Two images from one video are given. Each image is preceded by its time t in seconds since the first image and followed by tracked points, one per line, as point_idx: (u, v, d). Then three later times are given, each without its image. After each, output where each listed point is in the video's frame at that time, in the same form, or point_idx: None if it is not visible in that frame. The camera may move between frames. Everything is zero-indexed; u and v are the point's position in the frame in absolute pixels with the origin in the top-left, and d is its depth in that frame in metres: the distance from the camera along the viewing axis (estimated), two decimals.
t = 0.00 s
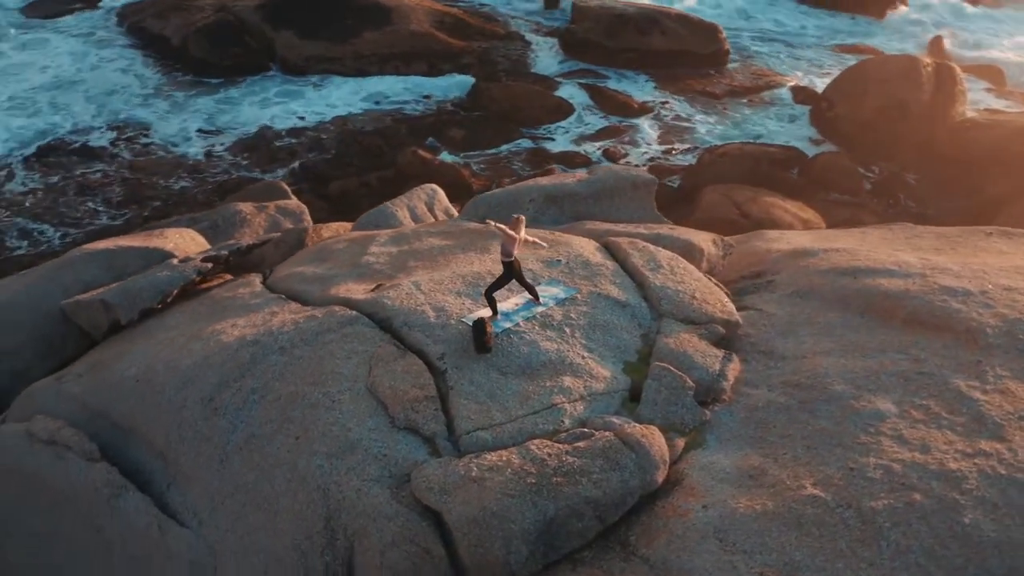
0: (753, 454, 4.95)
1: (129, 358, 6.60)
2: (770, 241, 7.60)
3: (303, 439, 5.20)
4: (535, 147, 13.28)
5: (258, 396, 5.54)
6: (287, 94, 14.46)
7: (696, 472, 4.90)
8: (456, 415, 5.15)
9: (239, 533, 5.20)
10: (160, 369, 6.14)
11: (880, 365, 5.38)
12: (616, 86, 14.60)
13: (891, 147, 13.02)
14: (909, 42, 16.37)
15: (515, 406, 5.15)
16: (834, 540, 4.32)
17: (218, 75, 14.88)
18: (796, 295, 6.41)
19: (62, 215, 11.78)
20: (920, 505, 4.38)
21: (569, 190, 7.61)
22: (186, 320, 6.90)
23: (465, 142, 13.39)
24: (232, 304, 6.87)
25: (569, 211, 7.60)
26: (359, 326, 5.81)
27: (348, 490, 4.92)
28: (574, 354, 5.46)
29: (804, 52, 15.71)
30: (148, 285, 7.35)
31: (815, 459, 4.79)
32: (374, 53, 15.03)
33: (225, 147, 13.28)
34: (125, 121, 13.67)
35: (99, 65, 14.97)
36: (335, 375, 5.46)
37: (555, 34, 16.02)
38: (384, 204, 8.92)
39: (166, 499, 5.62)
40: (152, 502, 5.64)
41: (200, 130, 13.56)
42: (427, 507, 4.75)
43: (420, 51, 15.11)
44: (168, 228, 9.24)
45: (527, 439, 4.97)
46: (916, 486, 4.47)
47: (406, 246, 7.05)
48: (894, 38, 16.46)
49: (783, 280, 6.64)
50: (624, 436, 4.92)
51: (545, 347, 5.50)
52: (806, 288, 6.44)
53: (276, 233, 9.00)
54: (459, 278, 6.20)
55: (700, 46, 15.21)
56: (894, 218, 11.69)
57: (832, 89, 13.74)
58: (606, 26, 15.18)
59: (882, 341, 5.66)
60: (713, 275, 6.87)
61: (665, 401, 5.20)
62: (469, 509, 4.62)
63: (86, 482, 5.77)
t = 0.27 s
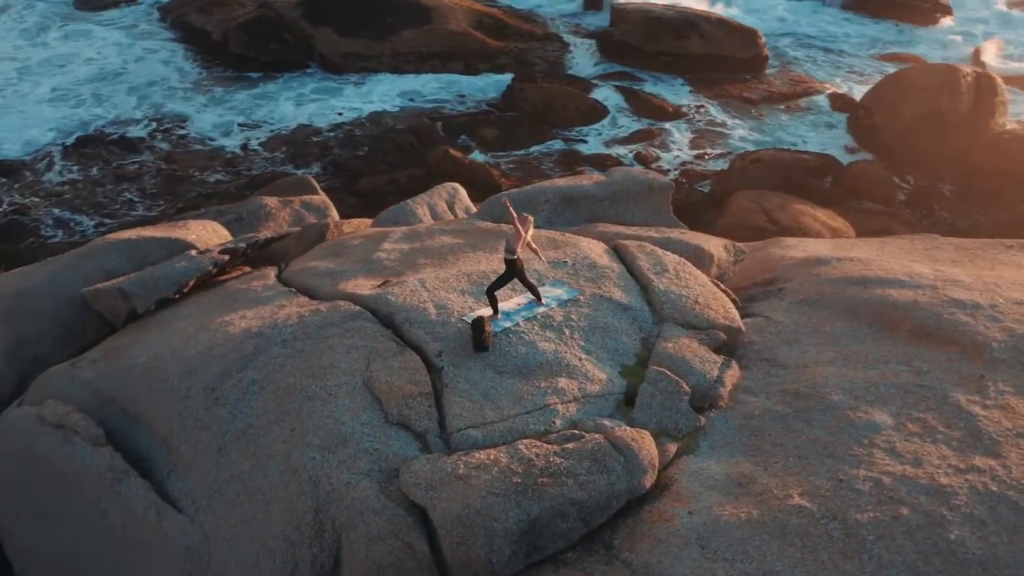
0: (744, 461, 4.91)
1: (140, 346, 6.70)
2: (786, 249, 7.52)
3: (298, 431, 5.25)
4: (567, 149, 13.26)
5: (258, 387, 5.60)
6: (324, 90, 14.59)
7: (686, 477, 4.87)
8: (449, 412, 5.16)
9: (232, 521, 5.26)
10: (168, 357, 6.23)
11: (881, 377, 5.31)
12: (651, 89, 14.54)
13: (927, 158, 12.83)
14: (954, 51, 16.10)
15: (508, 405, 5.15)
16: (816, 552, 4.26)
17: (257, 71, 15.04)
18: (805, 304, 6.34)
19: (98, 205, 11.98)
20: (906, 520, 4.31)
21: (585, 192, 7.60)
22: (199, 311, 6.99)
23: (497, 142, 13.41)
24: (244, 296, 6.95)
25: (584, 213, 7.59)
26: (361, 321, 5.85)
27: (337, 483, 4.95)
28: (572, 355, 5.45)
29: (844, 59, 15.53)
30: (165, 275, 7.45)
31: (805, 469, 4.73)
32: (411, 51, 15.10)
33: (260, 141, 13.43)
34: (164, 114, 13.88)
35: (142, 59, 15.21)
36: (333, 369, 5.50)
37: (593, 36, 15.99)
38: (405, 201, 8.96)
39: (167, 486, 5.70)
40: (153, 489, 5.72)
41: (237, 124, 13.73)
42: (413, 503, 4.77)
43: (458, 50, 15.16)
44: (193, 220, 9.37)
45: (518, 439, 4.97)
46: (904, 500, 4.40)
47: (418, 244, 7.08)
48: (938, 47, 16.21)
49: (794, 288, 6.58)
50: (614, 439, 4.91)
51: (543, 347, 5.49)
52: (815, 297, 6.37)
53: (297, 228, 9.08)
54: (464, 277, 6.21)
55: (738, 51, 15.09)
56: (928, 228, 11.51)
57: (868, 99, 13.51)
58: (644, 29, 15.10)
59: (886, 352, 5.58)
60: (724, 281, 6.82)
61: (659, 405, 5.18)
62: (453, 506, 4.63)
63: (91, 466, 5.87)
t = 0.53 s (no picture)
0: (733, 470, 4.86)
1: (155, 332, 6.82)
2: (806, 258, 7.44)
3: (293, 422, 5.31)
4: (604, 152, 13.22)
5: (259, 377, 5.67)
6: (367, 87, 14.71)
7: (673, 484, 4.84)
8: (441, 409, 5.19)
9: (227, 508, 5.34)
10: (178, 345, 6.33)
11: (880, 390, 5.23)
12: (693, 94, 14.44)
13: (971, 170, 12.52)
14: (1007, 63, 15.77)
15: (500, 404, 5.16)
16: (795, 565, 4.21)
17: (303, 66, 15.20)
18: (815, 313, 6.26)
19: (139, 195, 12.22)
20: (888, 536, 4.24)
21: (604, 195, 7.58)
22: (216, 300, 7.10)
23: (535, 143, 13.42)
24: (259, 287, 7.04)
25: (602, 215, 7.57)
26: (365, 316, 5.89)
27: (326, 474, 5.00)
28: (569, 357, 5.44)
29: (893, 68, 15.29)
30: (186, 264, 7.57)
31: (793, 480, 4.68)
32: (455, 51, 15.17)
33: (301, 135, 13.58)
34: (209, 106, 14.09)
35: (192, 52, 15.46)
36: (333, 362, 5.55)
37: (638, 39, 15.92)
38: (430, 198, 9.00)
39: (168, 471, 5.80)
40: (156, 472, 5.82)
41: (280, 119, 13.90)
42: (398, 498, 4.81)
43: (501, 50, 15.19)
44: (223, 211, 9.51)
45: (506, 438, 4.98)
46: (888, 516, 4.33)
47: (433, 241, 7.12)
48: (991, 58, 15.88)
49: (806, 297, 6.50)
50: (602, 443, 4.89)
51: (541, 348, 5.49)
52: (826, 307, 6.29)
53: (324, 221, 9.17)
54: (471, 275, 6.23)
55: (784, 57, 14.91)
56: (967, 243, 11.42)
57: (915, 109, 13.24)
58: (689, 33, 15.00)
59: (889, 365, 5.49)
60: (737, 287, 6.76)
61: (652, 410, 5.15)
62: (436, 502, 4.65)
63: (98, 448, 5.99)
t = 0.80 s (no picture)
0: (722, 477, 4.82)
1: (168, 321, 6.92)
2: (822, 267, 7.36)
3: (290, 414, 5.36)
4: (637, 155, 13.17)
5: (261, 368, 5.73)
6: (404, 85, 14.79)
7: (661, 489, 4.82)
8: (435, 406, 5.21)
9: (223, 496, 5.40)
10: (187, 334, 6.42)
11: (879, 402, 5.16)
12: (729, 99, 14.33)
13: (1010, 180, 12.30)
14: None
15: (493, 403, 5.16)
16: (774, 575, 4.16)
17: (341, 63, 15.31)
18: (823, 322, 6.19)
19: (173, 187, 12.39)
20: (871, 550, 4.18)
21: (619, 198, 7.55)
22: (229, 291, 7.18)
23: (567, 145, 13.40)
24: (272, 280, 7.11)
25: (617, 219, 7.54)
26: (368, 311, 5.93)
27: (318, 467, 5.04)
28: (566, 359, 5.43)
29: (935, 78, 15.06)
30: (204, 256, 7.66)
31: (781, 490, 4.63)
32: (492, 51, 15.19)
33: (335, 132, 13.69)
34: (247, 101, 14.25)
35: (233, 46, 15.64)
36: (332, 356, 5.59)
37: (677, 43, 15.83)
38: (450, 197, 9.03)
39: (171, 458, 5.88)
40: (159, 460, 5.91)
41: (315, 114, 14.01)
42: (386, 492, 4.83)
43: (538, 52, 15.19)
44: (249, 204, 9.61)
45: (497, 437, 4.98)
46: (873, 529, 4.27)
47: (445, 239, 7.14)
48: None
49: (815, 306, 6.43)
50: (592, 445, 4.88)
51: (539, 348, 5.48)
52: (834, 316, 6.23)
53: (346, 217, 9.23)
54: (477, 274, 6.25)
55: (823, 63, 14.72)
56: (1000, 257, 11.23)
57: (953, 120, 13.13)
58: (727, 38, 14.88)
59: (891, 377, 5.42)
60: (747, 294, 6.70)
61: (646, 415, 5.12)
62: (421, 498, 4.67)
63: (104, 434, 6.08)
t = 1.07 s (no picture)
0: (710, 486, 4.79)
1: (185, 310, 7.03)
2: (841, 277, 7.26)
3: (287, 404, 5.42)
4: (675, 159, 13.08)
5: (265, 359, 5.80)
6: (446, 84, 14.85)
7: (647, 494, 4.79)
8: (430, 402, 5.23)
9: (220, 483, 5.48)
10: (199, 323, 6.52)
11: (877, 416, 5.08)
12: (773, 106, 14.18)
13: None
14: None
15: (487, 402, 5.17)
16: None
17: (386, 60, 15.41)
18: (832, 334, 6.11)
19: (214, 179, 12.59)
20: (850, 565, 4.12)
21: (638, 202, 7.51)
22: (247, 282, 7.27)
23: (605, 147, 13.36)
24: (288, 272, 7.19)
25: (635, 223, 7.51)
26: (373, 306, 5.98)
27: (309, 458, 5.10)
28: (564, 360, 5.43)
29: (986, 90, 14.76)
30: (226, 247, 7.77)
31: (767, 501, 4.58)
32: (536, 52, 15.19)
33: (375, 128, 13.79)
34: (291, 96, 14.42)
35: (281, 41, 15.83)
36: (334, 349, 5.64)
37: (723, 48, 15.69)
38: (476, 196, 9.05)
39: (176, 443, 5.98)
40: (165, 445, 6.00)
41: (357, 110, 14.13)
42: (373, 486, 4.87)
43: (582, 53, 15.14)
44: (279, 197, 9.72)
45: (487, 435, 5.00)
46: (853, 544, 4.21)
47: (460, 238, 7.16)
48: None
49: (827, 317, 6.35)
50: (580, 447, 4.87)
51: (537, 349, 5.48)
52: (844, 328, 6.14)
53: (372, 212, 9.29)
54: (485, 273, 6.27)
55: (871, 72, 14.50)
56: None
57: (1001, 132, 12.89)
58: (774, 44, 14.72)
59: (893, 391, 5.33)
60: (760, 302, 6.64)
61: (639, 419, 5.10)
62: (405, 493, 4.70)
63: (114, 417, 6.19)
